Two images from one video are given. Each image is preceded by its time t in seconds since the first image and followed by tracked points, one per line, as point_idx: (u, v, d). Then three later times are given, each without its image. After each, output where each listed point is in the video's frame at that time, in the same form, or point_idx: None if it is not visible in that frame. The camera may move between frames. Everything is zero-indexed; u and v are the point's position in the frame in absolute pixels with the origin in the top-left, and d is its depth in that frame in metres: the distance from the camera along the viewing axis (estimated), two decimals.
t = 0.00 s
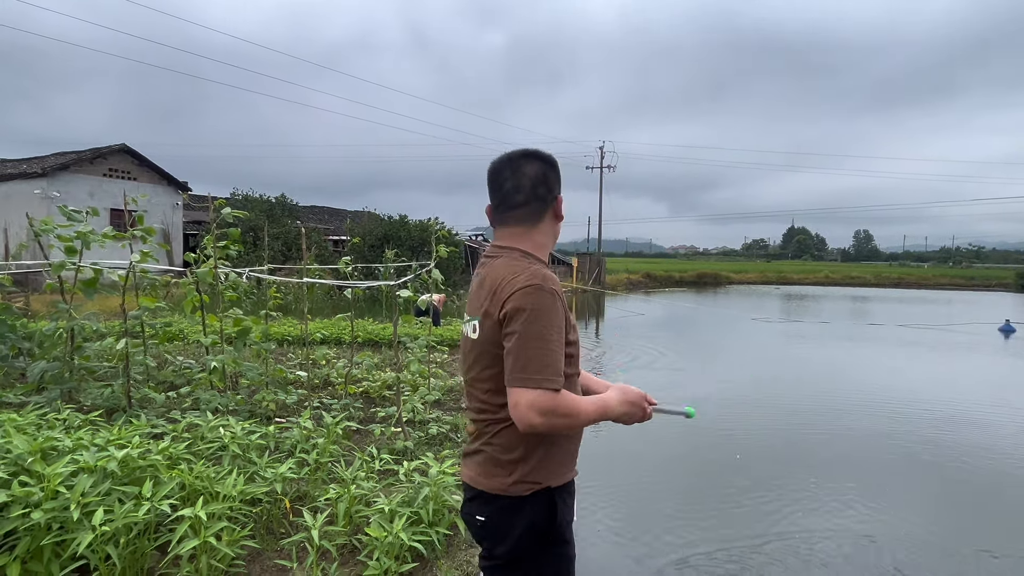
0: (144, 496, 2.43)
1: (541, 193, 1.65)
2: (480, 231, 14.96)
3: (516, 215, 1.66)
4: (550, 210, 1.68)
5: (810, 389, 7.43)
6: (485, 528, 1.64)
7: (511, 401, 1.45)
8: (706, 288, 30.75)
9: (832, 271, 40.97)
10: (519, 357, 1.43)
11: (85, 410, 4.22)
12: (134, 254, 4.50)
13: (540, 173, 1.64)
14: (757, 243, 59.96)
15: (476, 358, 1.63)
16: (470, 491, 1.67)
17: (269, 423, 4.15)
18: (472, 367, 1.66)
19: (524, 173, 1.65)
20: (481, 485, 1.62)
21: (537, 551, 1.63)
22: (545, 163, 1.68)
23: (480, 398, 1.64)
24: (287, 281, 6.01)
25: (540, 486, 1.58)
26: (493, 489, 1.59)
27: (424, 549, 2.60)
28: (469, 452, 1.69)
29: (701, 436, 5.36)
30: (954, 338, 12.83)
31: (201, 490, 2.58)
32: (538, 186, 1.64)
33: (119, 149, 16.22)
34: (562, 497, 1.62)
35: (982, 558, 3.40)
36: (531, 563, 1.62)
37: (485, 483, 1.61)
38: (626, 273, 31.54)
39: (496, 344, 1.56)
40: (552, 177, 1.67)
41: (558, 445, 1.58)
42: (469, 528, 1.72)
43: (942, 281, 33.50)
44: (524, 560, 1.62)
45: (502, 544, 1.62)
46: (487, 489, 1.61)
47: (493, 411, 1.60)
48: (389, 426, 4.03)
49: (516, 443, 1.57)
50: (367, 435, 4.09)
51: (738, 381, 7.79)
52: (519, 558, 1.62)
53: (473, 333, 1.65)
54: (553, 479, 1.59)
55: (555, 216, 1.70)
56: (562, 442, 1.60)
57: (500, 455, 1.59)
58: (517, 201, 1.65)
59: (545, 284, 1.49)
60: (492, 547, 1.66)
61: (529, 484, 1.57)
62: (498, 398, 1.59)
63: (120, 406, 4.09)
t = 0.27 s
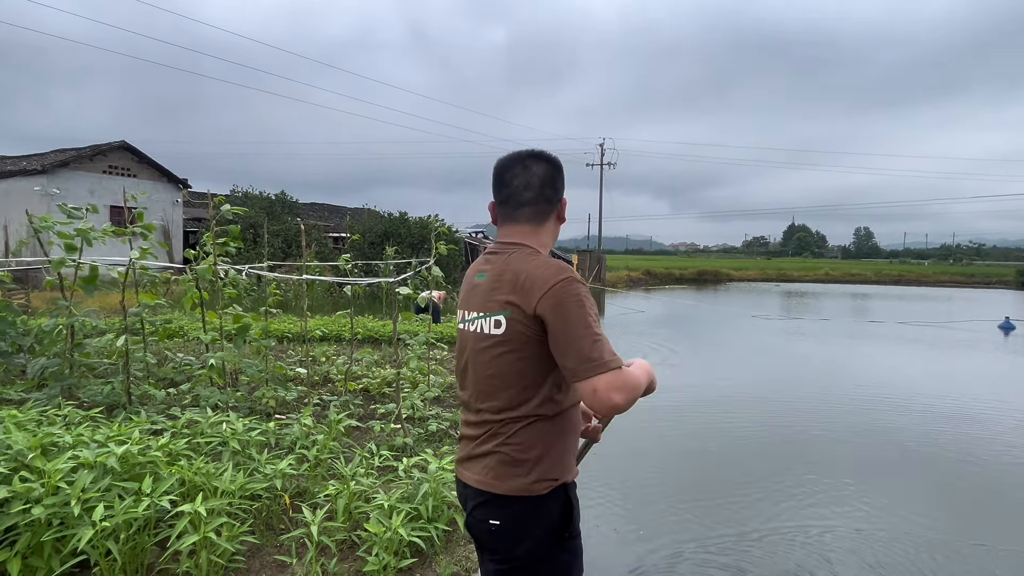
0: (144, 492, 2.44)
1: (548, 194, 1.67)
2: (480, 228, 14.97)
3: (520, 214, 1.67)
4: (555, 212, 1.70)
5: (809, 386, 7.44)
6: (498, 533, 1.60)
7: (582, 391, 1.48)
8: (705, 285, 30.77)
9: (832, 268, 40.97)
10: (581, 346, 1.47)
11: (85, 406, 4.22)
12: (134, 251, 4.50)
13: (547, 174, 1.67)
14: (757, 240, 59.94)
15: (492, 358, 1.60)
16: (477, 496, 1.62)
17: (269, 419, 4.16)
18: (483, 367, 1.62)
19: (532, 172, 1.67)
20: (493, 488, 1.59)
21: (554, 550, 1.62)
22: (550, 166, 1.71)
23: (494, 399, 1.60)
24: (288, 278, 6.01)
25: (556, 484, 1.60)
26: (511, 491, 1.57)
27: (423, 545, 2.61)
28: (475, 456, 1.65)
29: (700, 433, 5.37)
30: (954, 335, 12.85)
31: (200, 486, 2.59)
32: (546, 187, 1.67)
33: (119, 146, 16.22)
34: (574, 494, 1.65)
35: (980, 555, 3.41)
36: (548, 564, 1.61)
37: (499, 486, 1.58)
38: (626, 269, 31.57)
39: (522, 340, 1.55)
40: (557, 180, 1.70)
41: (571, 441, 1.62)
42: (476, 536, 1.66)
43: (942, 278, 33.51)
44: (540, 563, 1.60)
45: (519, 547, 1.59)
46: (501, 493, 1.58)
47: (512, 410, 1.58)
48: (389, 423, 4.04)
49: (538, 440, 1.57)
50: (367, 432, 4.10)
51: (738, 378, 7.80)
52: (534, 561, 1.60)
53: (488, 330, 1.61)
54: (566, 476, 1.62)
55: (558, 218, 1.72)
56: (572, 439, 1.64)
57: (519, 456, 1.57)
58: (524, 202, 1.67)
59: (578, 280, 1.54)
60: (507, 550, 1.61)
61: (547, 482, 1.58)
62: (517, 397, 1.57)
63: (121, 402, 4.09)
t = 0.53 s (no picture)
0: (143, 489, 2.45)
1: (557, 199, 1.71)
2: (479, 224, 14.97)
3: (529, 216, 1.70)
4: (562, 217, 1.74)
5: (809, 383, 7.44)
6: (507, 531, 1.59)
7: (614, 376, 1.58)
8: (705, 283, 30.77)
9: (832, 265, 40.94)
10: (610, 337, 1.57)
11: (85, 403, 4.23)
12: (134, 248, 4.49)
13: (555, 179, 1.72)
14: (757, 237, 59.90)
15: (505, 350, 1.59)
16: (483, 494, 1.60)
17: (269, 416, 4.16)
18: (494, 360, 1.60)
19: (542, 176, 1.71)
20: (500, 484, 1.57)
21: (560, 545, 1.63)
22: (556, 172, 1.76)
23: (504, 392, 1.59)
24: (287, 275, 6.00)
25: (561, 480, 1.61)
26: (519, 486, 1.56)
27: (422, 542, 2.62)
28: (480, 453, 1.63)
29: (700, 430, 5.37)
30: (953, 332, 12.85)
31: (200, 483, 2.59)
32: (554, 192, 1.71)
33: (118, 143, 16.20)
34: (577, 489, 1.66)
35: (978, 552, 3.41)
36: (556, 559, 1.61)
37: (507, 481, 1.57)
38: (625, 267, 31.57)
39: (540, 332, 1.56)
40: (563, 186, 1.74)
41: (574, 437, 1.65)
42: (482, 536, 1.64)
43: (942, 275, 33.50)
44: (548, 559, 1.61)
45: (527, 544, 1.59)
46: (510, 490, 1.57)
47: (524, 404, 1.58)
48: (389, 420, 4.04)
49: (547, 435, 1.58)
50: (367, 429, 4.10)
51: (737, 375, 7.81)
52: (542, 557, 1.60)
53: (504, 320, 1.60)
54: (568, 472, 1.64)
55: (564, 223, 1.76)
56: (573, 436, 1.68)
57: (529, 451, 1.57)
58: (534, 205, 1.70)
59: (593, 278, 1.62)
60: (515, 549, 1.60)
61: (554, 477, 1.59)
62: (530, 390, 1.58)
63: (121, 399, 4.09)
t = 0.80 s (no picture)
0: (144, 486, 2.45)
1: (560, 210, 1.78)
2: (479, 222, 14.96)
3: (533, 222, 1.76)
4: (563, 229, 1.80)
5: (808, 380, 7.45)
6: (507, 522, 1.59)
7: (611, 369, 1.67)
8: (705, 280, 30.76)
9: (832, 263, 40.93)
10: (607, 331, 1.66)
11: (86, 400, 4.23)
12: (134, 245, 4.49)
13: (560, 192, 1.79)
14: (757, 235, 59.86)
15: (515, 337, 1.60)
16: (485, 483, 1.60)
17: (269, 413, 4.16)
18: (503, 347, 1.61)
19: (549, 187, 1.79)
20: (505, 471, 1.57)
21: (559, 537, 1.62)
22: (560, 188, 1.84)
23: (512, 379, 1.59)
24: (287, 273, 5.98)
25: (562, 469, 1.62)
26: (526, 472, 1.56)
27: (422, 538, 2.62)
28: (483, 442, 1.63)
29: (700, 427, 5.38)
30: (953, 330, 12.86)
31: (200, 480, 2.59)
32: (558, 204, 1.78)
33: (118, 140, 16.19)
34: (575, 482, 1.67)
35: (978, 548, 3.41)
36: (555, 552, 1.61)
37: (512, 468, 1.57)
38: (625, 264, 31.57)
39: (551, 320, 1.59)
40: (567, 201, 1.81)
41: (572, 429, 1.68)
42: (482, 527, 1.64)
43: (942, 273, 33.49)
44: (547, 552, 1.60)
45: (527, 536, 1.59)
46: (513, 478, 1.57)
47: (532, 391, 1.59)
48: (389, 418, 4.04)
49: (553, 422, 1.60)
50: (367, 426, 4.11)
51: (737, 373, 7.81)
52: (542, 549, 1.60)
53: (518, 307, 1.62)
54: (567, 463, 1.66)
55: (565, 236, 1.82)
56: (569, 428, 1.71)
57: (535, 438, 1.58)
58: (539, 213, 1.76)
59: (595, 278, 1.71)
60: (514, 540, 1.60)
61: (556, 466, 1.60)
62: (537, 377, 1.59)
63: (121, 396, 4.09)
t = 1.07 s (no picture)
0: (144, 484, 2.45)
1: (557, 218, 1.78)
2: (479, 219, 14.97)
3: (531, 227, 1.76)
4: (561, 236, 1.80)
5: (807, 378, 7.46)
6: (502, 509, 1.59)
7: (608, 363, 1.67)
8: (705, 278, 30.78)
9: (831, 261, 40.95)
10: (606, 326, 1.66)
11: (86, 398, 4.23)
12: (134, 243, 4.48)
13: (558, 202, 1.80)
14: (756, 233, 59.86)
15: (515, 329, 1.61)
16: (481, 471, 1.60)
17: (269, 411, 4.16)
18: (502, 338, 1.61)
19: (546, 197, 1.80)
20: (501, 460, 1.57)
21: (553, 528, 1.62)
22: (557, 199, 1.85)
23: (511, 369, 1.60)
24: (287, 270, 5.96)
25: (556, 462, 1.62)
26: (520, 462, 1.56)
27: (422, 536, 2.63)
28: (480, 431, 1.63)
29: (699, 424, 5.38)
30: (952, 328, 12.88)
31: (200, 478, 2.60)
32: (555, 212, 1.78)
33: (117, 138, 16.16)
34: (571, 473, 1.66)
35: (977, 545, 3.42)
36: (548, 542, 1.61)
37: (507, 458, 1.57)
38: (625, 262, 31.58)
39: (550, 311, 1.60)
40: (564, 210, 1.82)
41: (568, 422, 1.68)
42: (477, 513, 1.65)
43: (941, 271, 33.51)
44: (540, 541, 1.60)
45: (521, 524, 1.59)
46: (510, 467, 1.57)
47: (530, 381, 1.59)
48: (389, 416, 4.04)
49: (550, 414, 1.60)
50: (367, 425, 4.11)
51: (736, 371, 7.82)
52: (535, 538, 1.60)
53: (519, 299, 1.63)
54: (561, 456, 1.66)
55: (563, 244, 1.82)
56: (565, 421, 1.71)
57: (532, 429, 1.58)
58: (537, 218, 1.77)
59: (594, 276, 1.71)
60: (509, 528, 1.60)
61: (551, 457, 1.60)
62: (535, 367, 1.59)
63: (121, 394, 4.09)
